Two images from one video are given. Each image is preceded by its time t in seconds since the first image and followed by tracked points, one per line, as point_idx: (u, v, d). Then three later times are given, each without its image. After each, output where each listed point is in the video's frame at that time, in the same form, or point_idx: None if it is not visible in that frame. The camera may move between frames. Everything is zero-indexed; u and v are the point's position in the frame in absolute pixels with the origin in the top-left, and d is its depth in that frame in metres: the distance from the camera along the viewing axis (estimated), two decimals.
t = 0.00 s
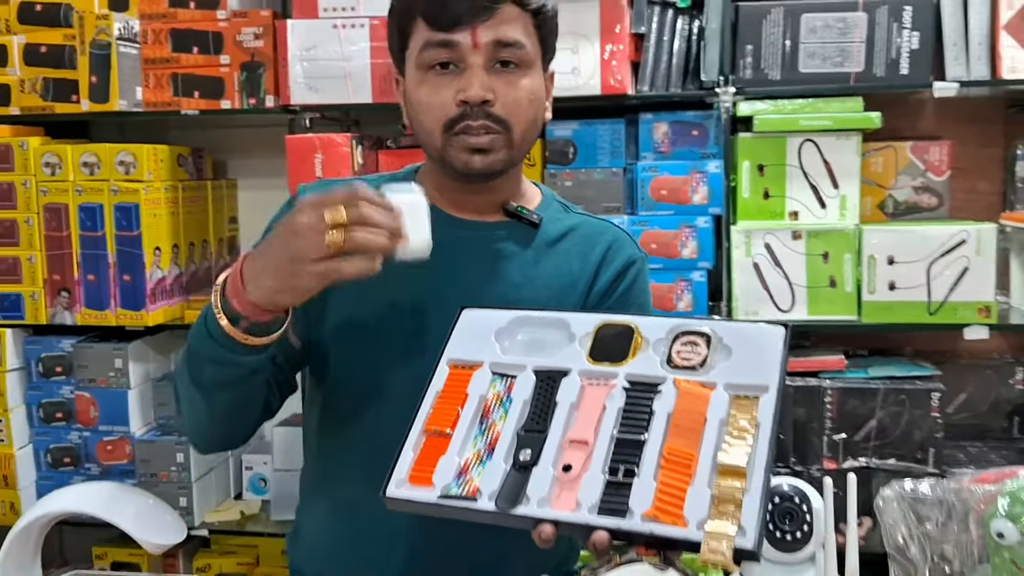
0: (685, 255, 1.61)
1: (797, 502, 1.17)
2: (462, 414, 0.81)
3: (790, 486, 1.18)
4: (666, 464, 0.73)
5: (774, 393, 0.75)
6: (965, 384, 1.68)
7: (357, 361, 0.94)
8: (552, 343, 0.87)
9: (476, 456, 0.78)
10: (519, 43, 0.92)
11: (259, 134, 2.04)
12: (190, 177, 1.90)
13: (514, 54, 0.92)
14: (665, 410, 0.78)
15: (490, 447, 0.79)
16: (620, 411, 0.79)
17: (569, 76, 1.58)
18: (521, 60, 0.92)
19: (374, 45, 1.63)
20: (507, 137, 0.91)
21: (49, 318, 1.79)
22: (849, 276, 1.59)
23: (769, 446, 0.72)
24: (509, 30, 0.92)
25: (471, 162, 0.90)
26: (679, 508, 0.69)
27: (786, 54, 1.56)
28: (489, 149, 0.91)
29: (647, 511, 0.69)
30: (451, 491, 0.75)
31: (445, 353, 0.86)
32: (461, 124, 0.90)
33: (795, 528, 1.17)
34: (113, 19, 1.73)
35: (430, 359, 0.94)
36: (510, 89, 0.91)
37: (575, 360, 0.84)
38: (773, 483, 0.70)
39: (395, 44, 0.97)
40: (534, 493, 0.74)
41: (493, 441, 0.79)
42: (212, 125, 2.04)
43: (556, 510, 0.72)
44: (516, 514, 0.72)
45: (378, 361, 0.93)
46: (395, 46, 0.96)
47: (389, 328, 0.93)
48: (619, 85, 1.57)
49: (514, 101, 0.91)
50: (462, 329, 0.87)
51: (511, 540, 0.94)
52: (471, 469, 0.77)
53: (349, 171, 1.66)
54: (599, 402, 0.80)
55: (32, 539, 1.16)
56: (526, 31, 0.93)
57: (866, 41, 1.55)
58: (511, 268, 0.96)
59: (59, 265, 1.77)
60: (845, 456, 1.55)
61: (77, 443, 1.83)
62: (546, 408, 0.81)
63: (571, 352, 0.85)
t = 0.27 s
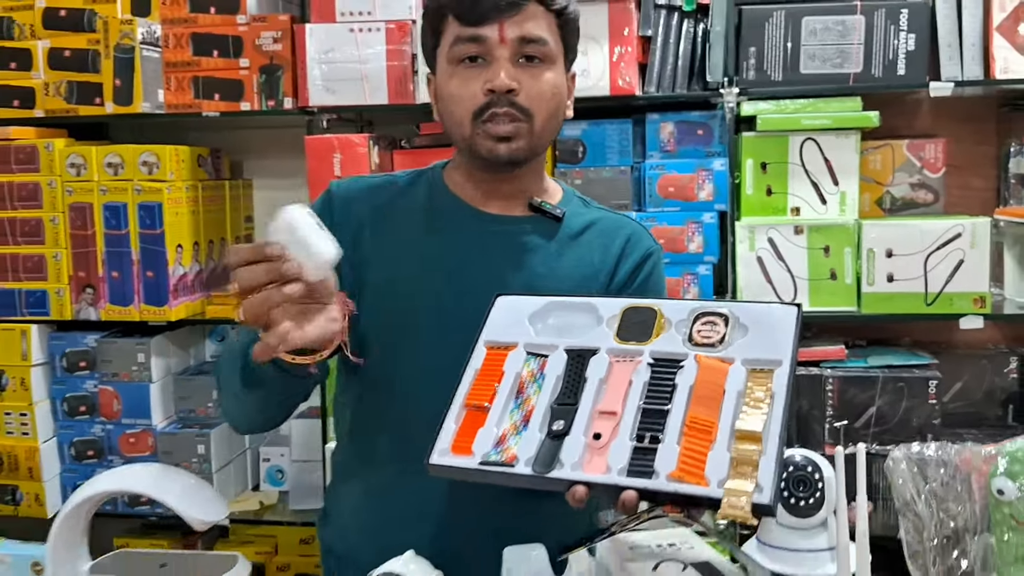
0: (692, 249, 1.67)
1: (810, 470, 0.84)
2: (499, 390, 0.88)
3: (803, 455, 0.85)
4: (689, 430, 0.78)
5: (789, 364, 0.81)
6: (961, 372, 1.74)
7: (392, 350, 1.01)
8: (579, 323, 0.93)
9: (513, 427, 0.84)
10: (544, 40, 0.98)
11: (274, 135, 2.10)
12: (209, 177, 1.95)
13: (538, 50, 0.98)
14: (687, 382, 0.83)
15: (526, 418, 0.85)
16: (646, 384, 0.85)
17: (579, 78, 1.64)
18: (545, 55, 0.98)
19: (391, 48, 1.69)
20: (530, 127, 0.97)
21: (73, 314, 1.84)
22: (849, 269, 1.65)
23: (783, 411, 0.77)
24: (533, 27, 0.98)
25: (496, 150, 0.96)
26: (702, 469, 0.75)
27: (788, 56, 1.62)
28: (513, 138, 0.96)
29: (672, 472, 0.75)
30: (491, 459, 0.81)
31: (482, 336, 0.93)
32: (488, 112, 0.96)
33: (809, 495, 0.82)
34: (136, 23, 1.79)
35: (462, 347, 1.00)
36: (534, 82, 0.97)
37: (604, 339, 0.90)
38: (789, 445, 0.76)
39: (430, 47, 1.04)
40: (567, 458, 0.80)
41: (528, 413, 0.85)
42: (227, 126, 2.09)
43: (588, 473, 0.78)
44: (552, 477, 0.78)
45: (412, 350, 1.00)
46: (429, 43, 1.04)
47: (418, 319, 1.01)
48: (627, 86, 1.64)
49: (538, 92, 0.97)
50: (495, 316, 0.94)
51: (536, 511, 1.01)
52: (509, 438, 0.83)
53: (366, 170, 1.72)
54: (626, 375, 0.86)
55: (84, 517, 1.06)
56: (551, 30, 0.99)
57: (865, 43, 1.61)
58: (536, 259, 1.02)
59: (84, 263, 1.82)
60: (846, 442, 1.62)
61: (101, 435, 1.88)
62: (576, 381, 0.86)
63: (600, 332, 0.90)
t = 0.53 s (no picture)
0: (696, 247, 1.73)
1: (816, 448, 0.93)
2: (527, 382, 0.93)
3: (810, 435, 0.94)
4: (707, 417, 0.84)
5: (798, 357, 0.86)
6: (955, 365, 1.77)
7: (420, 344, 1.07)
8: (600, 318, 0.99)
9: (542, 417, 0.90)
10: (558, 40, 1.04)
11: (288, 137, 2.16)
12: (227, 178, 2.01)
13: (553, 49, 1.04)
14: (704, 373, 0.89)
15: (554, 408, 0.90)
16: (666, 376, 0.90)
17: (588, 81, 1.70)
18: (558, 53, 1.04)
19: (405, 53, 1.75)
20: (544, 119, 1.02)
21: (97, 311, 1.90)
22: (849, 265, 1.71)
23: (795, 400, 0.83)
24: (549, 28, 1.04)
25: (512, 141, 1.01)
26: (721, 454, 0.81)
27: (789, 60, 1.69)
28: (527, 131, 1.01)
29: (693, 457, 0.81)
30: (523, 446, 0.87)
31: (510, 331, 0.99)
32: (505, 105, 1.02)
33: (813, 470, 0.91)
34: (159, 30, 1.85)
35: (487, 341, 1.06)
36: (549, 77, 1.03)
37: (624, 334, 0.96)
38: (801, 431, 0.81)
39: (450, 49, 1.11)
40: (595, 445, 0.86)
41: (555, 404, 0.91)
42: (242, 129, 2.15)
43: (614, 458, 0.84)
44: (581, 462, 0.84)
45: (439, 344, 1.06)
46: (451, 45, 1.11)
47: (441, 315, 1.07)
48: (634, 89, 1.70)
49: (552, 87, 1.03)
50: (522, 312, 1.00)
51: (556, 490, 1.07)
52: (539, 427, 0.89)
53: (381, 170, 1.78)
54: (647, 367, 0.91)
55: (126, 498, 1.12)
56: (564, 32, 1.05)
57: (862, 47, 1.67)
58: (553, 255, 1.08)
59: (107, 261, 1.88)
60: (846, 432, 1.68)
61: (123, 429, 1.93)
62: (600, 374, 0.92)
63: (619, 328, 0.97)
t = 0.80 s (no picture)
0: (697, 246, 1.78)
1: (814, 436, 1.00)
2: (535, 373, 0.98)
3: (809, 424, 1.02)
4: (705, 403, 0.89)
5: (792, 347, 0.90)
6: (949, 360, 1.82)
7: (432, 341, 1.11)
8: (603, 310, 1.03)
9: (549, 406, 0.95)
10: (565, 50, 1.08)
11: (296, 140, 2.20)
12: (237, 180, 2.05)
13: (559, 59, 1.08)
14: (703, 361, 0.93)
15: (560, 397, 0.95)
16: (666, 365, 0.95)
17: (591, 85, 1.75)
18: (565, 63, 1.08)
19: (413, 58, 1.79)
20: (550, 126, 1.06)
21: (110, 310, 1.94)
22: (845, 263, 1.76)
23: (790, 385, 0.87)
24: (556, 38, 1.08)
25: (520, 147, 1.06)
26: (718, 437, 0.85)
27: (786, 64, 1.73)
28: (534, 137, 1.06)
29: (692, 441, 0.86)
30: (531, 433, 0.92)
31: (518, 325, 1.04)
32: (514, 112, 1.06)
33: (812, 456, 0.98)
34: (172, 36, 1.89)
35: (498, 337, 1.10)
36: (556, 86, 1.07)
37: (627, 327, 1.00)
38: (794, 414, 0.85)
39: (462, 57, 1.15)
40: (599, 431, 0.90)
41: (562, 393, 0.95)
42: (250, 132, 2.19)
43: (617, 443, 0.89)
44: (586, 448, 0.89)
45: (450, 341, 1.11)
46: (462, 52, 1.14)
47: (454, 312, 1.11)
48: (636, 93, 1.75)
49: (559, 96, 1.07)
50: (529, 307, 1.05)
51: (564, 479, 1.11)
52: (546, 415, 0.94)
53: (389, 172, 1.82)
54: (649, 357, 0.96)
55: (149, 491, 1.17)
56: (571, 42, 1.10)
57: (858, 52, 1.72)
58: (559, 253, 1.13)
59: (121, 262, 1.92)
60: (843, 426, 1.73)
61: (135, 426, 1.97)
62: (604, 363, 0.97)
63: (623, 320, 1.01)
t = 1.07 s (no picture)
0: (695, 248, 1.81)
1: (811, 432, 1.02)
2: (537, 376, 1.01)
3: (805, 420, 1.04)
4: (700, 402, 0.91)
5: (787, 350, 0.93)
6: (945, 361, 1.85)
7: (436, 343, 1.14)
8: (604, 315, 1.06)
9: (550, 406, 0.98)
10: (578, 79, 1.04)
11: (300, 145, 2.22)
12: (242, 184, 2.08)
13: (572, 89, 1.04)
14: (699, 363, 0.96)
15: (561, 399, 0.98)
16: (663, 367, 0.98)
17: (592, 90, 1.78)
18: (578, 92, 1.04)
19: (416, 64, 1.82)
20: (563, 157, 1.04)
21: (116, 313, 1.96)
22: (841, 265, 1.79)
23: (783, 386, 0.89)
24: (570, 67, 1.03)
25: (532, 180, 1.03)
26: (712, 434, 0.88)
27: (783, 69, 1.76)
28: (547, 169, 1.03)
29: (686, 438, 0.89)
30: (532, 432, 0.95)
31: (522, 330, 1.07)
32: (528, 145, 1.02)
33: (808, 453, 1.00)
34: (178, 42, 1.92)
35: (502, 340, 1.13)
36: (570, 117, 1.03)
37: (627, 332, 1.03)
38: (787, 413, 0.88)
39: (467, 76, 1.09)
40: (597, 430, 0.94)
41: (562, 394, 0.98)
42: (254, 137, 2.22)
43: (615, 441, 0.92)
44: (584, 445, 0.92)
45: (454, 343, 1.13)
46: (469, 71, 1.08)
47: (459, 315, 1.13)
48: (635, 98, 1.78)
49: (572, 125, 1.03)
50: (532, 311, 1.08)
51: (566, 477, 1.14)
52: (547, 415, 0.97)
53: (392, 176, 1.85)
54: (647, 360, 0.99)
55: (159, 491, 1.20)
56: (584, 69, 1.05)
57: (853, 57, 1.75)
58: (560, 255, 1.15)
59: (127, 265, 1.95)
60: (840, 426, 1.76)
61: (141, 427, 1.99)
62: (604, 366, 1.00)
63: (623, 326, 1.04)
